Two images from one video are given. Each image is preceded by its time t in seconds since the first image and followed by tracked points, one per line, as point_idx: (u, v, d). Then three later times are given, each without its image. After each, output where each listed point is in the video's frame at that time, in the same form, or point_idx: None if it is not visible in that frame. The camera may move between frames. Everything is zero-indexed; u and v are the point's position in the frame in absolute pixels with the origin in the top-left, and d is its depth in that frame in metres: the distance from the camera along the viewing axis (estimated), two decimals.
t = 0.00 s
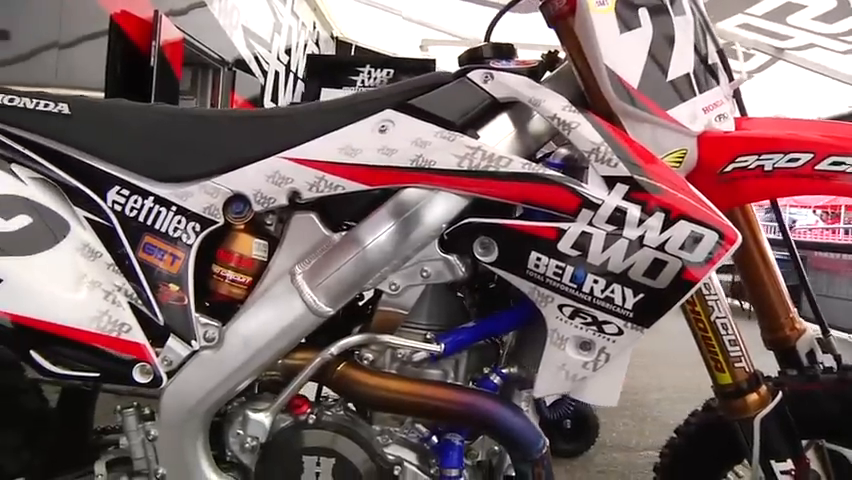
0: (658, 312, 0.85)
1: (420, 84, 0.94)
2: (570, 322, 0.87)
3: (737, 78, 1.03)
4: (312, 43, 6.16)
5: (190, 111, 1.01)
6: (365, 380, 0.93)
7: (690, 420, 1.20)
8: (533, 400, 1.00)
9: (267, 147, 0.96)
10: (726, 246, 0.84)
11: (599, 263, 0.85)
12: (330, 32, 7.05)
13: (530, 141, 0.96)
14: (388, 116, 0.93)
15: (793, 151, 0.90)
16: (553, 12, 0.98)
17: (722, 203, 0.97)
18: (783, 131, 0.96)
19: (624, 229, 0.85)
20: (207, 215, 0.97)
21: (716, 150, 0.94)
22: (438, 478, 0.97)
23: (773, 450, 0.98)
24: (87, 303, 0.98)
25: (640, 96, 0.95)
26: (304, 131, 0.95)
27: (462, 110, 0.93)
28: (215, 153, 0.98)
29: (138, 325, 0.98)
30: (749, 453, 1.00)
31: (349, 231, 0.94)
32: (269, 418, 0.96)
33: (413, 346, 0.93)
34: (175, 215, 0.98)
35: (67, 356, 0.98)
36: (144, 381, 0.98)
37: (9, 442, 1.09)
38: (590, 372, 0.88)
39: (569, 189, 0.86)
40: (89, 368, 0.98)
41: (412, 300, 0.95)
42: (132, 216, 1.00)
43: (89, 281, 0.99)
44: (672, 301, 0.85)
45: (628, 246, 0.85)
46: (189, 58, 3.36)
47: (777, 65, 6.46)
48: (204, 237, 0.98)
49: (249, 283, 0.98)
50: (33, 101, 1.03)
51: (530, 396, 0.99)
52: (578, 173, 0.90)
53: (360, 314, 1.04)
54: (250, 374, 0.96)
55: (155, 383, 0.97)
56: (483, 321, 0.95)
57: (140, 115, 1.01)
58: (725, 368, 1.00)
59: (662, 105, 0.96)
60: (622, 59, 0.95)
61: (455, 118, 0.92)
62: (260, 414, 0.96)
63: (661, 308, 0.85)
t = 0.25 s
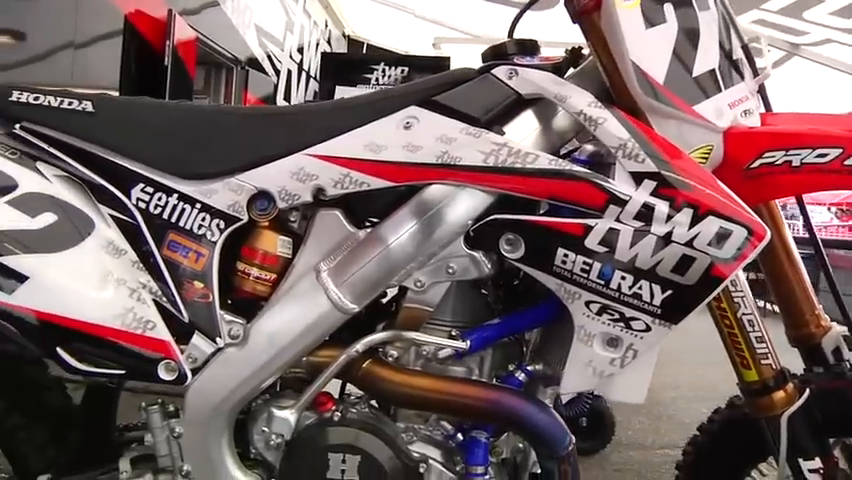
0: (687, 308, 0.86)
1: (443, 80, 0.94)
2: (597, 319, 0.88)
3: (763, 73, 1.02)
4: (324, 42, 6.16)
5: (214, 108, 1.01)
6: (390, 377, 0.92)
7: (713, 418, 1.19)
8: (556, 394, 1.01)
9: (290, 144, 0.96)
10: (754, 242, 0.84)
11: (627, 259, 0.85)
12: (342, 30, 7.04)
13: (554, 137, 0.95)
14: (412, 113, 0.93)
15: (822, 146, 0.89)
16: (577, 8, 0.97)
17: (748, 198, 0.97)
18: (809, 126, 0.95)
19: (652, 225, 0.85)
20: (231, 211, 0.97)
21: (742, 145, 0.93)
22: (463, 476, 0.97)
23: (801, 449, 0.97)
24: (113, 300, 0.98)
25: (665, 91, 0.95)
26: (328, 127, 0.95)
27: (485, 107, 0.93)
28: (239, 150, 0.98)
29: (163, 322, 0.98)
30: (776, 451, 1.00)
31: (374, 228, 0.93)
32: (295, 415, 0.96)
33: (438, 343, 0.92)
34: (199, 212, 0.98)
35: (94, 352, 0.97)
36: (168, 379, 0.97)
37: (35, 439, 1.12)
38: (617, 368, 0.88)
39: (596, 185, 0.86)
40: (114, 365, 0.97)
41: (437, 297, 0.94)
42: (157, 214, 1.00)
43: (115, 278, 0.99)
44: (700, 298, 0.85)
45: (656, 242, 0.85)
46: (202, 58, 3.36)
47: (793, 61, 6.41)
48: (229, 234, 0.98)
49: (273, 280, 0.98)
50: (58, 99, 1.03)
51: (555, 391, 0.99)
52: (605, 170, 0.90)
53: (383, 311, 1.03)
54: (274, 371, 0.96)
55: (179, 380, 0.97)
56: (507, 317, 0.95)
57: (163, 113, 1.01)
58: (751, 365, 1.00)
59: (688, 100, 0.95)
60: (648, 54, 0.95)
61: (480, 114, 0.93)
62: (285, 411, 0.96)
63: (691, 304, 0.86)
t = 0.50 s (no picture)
0: (717, 305, 0.86)
1: (469, 77, 0.94)
2: (626, 316, 0.88)
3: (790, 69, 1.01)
4: (337, 42, 6.15)
5: (238, 106, 1.01)
6: (417, 376, 0.92)
7: (737, 421, 1.18)
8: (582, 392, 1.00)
9: (315, 142, 0.96)
10: (785, 239, 0.84)
11: (656, 257, 0.86)
12: (355, 31, 7.04)
13: (580, 135, 0.94)
14: (438, 111, 0.93)
15: None
16: (602, 5, 0.95)
17: (776, 195, 0.96)
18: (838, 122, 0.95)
19: (681, 222, 0.85)
20: (256, 210, 0.97)
21: (770, 142, 0.93)
22: (490, 475, 0.96)
23: (832, 449, 0.96)
24: (139, 300, 0.97)
25: (693, 88, 0.94)
26: (354, 125, 0.95)
27: (512, 105, 0.93)
28: (264, 149, 0.97)
29: (188, 321, 0.97)
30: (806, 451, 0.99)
31: (401, 226, 0.93)
32: (321, 414, 0.95)
33: (466, 341, 0.92)
34: (225, 211, 0.98)
35: (124, 352, 0.97)
36: (194, 377, 0.97)
37: (61, 437, 1.12)
38: (646, 366, 0.89)
39: (624, 182, 0.86)
40: (140, 363, 0.97)
41: (465, 295, 0.94)
42: (182, 213, 1.00)
43: (141, 277, 0.98)
44: (730, 294, 0.86)
45: (685, 240, 0.85)
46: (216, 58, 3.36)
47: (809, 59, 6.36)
48: (254, 233, 0.98)
49: (299, 279, 0.98)
50: (82, 98, 1.03)
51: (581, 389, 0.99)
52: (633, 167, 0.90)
53: (408, 310, 1.02)
54: (300, 371, 0.95)
55: (205, 379, 0.97)
56: (533, 315, 0.95)
57: (188, 111, 1.01)
58: (780, 364, 0.99)
59: (715, 97, 0.95)
60: (675, 51, 0.94)
61: (507, 111, 0.92)
62: (311, 411, 0.95)
63: (720, 301, 0.86)
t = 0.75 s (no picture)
0: (746, 302, 0.86)
1: (495, 74, 0.93)
2: (654, 313, 0.89)
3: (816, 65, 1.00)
4: (350, 41, 6.14)
5: (261, 103, 1.01)
6: (443, 373, 0.92)
7: (761, 418, 1.19)
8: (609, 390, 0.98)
9: (341, 138, 0.95)
10: (815, 236, 0.84)
11: (684, 254, 0.86)
12: (368, 29, 7.04)
13: (606, 131, 0.94)
14: (464, 107, 0.93)
15: None
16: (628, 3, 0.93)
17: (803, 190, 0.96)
18: None
19: (711, 219, 0.85)
20: (282, 207, 0.97)
21: (798, 138, 0.92)
22: (517, 472, 0.96)
23: None
24: (165, 297, 0.97)
25: (720, 84, 0.94)
26: (379, 121, 0.94)
27: (538, 101, 0.92)
28: (289, 146, 0.97)
29: (214, 318, 0.97)
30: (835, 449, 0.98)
31: (427, 223, 0.93)
32: (347, 412, 0.95)
33: (492, 338, 0.92)
34: (250, 208, 0.98)
35: (149, 347, 0.96)
36: (220, 374, 0.97)
37: (86, 434, 1.11)
38: (675, 363, 0.89)
39: (653, 179, 0.86)
40: (166, 360, 0.97)
41: (491, 291, 0.94)
42: (207, 210, 1.00)
43: (167, 275, 0.98)
44: (759, 291, 0.86)
45: (713, 236, 0.85)
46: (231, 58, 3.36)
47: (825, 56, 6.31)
48: (279, 230, 0.98)
49: (325, 276, 0.98)
50: (107, 96, 1.03)
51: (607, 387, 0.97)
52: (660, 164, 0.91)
53: (432, 307, 1.02)
54: (325, 369, 0.96)
55: (231, 376, 0.97)
56: (559, 313, 0.94)
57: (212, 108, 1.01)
58: (808, 362, 0.98)
59: (743, 93, 0.94)
60: (703, 46, 0.93)
61: (535, 107, 0.92)
62: (337, 408, 0.95)
63: (749, 298, 0.86)
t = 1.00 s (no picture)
0: (776, 298, 0.86)
1: (520, 70, 0.93)
2: (683, 309, 0.89)
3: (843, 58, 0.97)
4: (365, 39, 6.14)
5: (283, 99, 1.01)
6: (470, 370, 0.92)
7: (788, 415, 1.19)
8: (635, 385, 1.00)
9: (367, 134, 0.95)
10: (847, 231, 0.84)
11: (714, 249, 0.86)
12: (381, 28, 7.03)
13: (632, 128, 0.94)
14: (490, 104, 0.93)
15: None
16: None
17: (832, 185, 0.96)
18: None
19: (741, 214, 0.85)
20: (308, 204, 0.97)
21: (827, 134, 0.92)
22: (544, 470, 0.97)
23: None
24: (192, 295, 0.96)
25: (748, 79, 0.93)
26: (404, 118, 0.94)
27: (564, 97, 0.92)
28: (314, 142, 0.97)
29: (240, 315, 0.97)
30: None
31: (454, 220, 0.93)
32: (374, 408, 0.95)
33: (519, 335, 0.92)
34: (276, 205, 0.98)
35: (172, 344, 0.96)
36: (247, 372, 0.97)
37: (111, 430, 1.10)
38: (704, 360, 0.89)
39: (683, 175, 0.86)
40: (193, 357, 0.97)
41: (518, 288, 0.94)
42: (233, 207, 1.00)
43: (194, 272, 0.97)
44: (789, 287, 0.86)
45: (743, 233, 0.85)
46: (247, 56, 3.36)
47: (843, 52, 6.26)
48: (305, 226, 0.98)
49: (351, 273, 0.98)
50: (131, 94, 1.03)
51: (633, 382, 0.99)
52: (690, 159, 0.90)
53: (458, 303, 1.01)
54: (352, 366, 0.96)
55: (257, 373, 0.97)
56: (585, 310, 0.94)
57: (236, 105, 1.01)
58: (837, 358, 0.98)
59: (772, 88, 0.93)
60: (731, 41, 0.93)
61: (562, 103, 0.92)
62: (364, 405, 0.95)
63: (779, 294, 0.86)
